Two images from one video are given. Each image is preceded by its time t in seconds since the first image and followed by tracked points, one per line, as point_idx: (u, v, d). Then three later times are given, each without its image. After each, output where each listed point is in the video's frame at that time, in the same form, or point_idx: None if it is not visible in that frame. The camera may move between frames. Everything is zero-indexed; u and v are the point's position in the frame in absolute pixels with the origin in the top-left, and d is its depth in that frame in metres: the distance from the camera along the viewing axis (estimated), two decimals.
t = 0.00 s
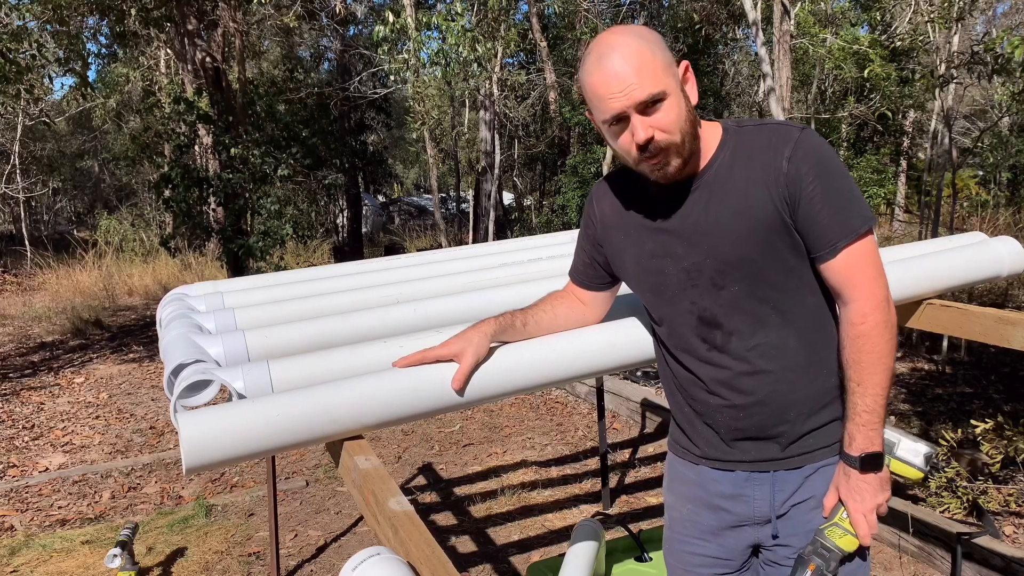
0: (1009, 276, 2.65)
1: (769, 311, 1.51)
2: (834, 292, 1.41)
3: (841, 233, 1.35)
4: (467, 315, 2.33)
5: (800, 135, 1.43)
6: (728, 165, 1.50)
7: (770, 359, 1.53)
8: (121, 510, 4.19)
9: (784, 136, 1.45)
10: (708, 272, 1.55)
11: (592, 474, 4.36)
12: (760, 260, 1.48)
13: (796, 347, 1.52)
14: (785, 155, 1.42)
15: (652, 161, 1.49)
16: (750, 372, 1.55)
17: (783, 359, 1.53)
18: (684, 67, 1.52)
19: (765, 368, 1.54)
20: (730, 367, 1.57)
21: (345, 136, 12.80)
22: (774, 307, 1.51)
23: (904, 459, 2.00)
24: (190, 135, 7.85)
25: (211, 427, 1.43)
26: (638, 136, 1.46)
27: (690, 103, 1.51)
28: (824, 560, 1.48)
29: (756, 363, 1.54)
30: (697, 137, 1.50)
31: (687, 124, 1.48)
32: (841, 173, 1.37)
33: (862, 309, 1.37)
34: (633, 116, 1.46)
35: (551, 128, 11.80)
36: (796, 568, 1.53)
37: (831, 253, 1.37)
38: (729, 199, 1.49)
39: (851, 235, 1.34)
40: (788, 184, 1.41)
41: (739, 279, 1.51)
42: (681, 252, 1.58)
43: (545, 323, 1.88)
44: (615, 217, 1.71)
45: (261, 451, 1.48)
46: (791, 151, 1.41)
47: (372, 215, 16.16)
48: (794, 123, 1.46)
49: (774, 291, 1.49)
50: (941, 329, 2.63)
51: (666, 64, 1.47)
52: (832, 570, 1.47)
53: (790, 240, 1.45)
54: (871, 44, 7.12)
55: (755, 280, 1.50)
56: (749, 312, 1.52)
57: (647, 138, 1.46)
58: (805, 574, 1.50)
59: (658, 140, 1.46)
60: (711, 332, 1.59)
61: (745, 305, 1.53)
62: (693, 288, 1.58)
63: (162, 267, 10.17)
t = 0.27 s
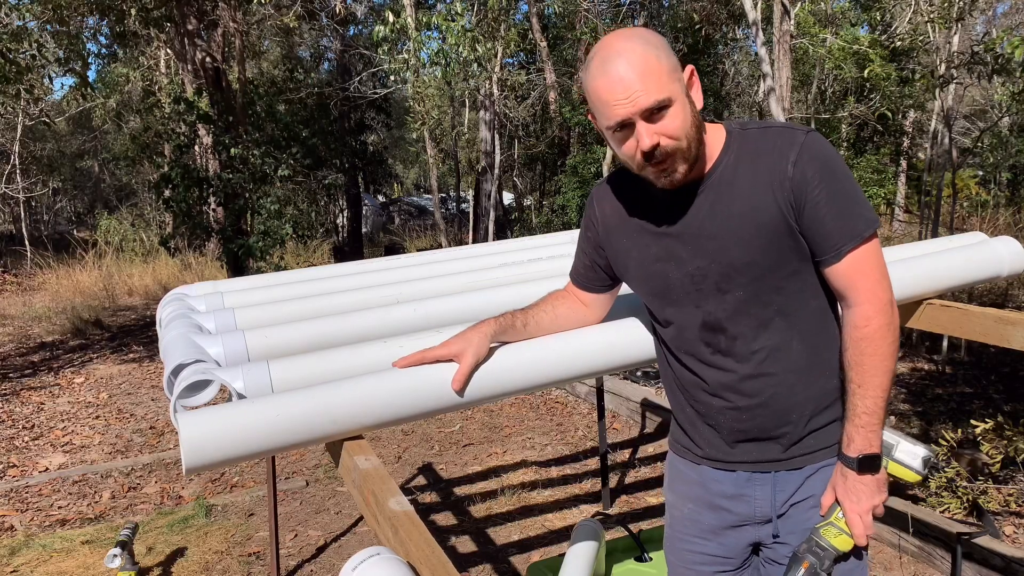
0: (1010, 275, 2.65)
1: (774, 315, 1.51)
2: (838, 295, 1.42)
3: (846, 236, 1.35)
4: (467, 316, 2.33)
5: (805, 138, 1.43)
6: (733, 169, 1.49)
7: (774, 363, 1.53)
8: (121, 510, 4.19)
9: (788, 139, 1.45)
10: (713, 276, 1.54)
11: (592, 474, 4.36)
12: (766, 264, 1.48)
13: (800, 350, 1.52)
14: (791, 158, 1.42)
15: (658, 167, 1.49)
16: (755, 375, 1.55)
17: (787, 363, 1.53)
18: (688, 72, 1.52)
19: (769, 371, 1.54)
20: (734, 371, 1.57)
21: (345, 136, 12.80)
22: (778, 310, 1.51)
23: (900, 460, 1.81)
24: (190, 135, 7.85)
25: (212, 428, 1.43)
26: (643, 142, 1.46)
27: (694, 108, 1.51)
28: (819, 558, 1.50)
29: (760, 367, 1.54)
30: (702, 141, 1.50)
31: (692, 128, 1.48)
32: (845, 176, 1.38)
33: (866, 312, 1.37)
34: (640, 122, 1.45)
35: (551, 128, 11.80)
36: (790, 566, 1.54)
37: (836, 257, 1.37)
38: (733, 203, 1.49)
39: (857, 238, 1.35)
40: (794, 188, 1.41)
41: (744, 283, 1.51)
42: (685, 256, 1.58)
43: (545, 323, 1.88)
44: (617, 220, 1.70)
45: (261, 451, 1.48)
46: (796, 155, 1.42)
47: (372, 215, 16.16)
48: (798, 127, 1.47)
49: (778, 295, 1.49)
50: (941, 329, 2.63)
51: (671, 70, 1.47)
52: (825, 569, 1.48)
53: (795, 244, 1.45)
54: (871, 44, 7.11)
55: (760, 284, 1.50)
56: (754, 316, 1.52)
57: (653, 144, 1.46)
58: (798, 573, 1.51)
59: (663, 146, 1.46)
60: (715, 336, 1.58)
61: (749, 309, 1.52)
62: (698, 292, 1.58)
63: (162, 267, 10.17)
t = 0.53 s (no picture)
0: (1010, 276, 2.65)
1: (777, 315, 1.51)
2: (843, 295, 1.42)
3: (851, 236, 1.36)
4: (466, 315, 2.33)
5: (808, 138, 1.43)
6: (737, 169, 1.49)
7: (779, 364, 1.53)
8: (121, 510, 4.19)
9: (791, 140, 1.45)
10: (717, 277, 1.54)
11: (592, 474, 4.36)
12: (770, 264, 1.48)
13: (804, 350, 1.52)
14: (795, 159, 1.42)
15: (660, 163, 1.49)
16: (759, 376, 1.55)
17: (792, 362, 1.53)
18: (692, 69, 1.52)
19: (773, 372, 1.53)
20: (739, 371, 1.57)
21: (345, 136, 12.79)
22: (782, 310, 1.51)
23: (905, 458, 1.93)
24: (190, 135, 7.85)
25: (212, 429, 1.43)
26: (646, 138, 1.46)
27: (698, 106, 1.51)
28: (830, 559, 1.49)
29: (765, 368, 1.54)
30: (705, 139, 1.50)
31: (696, 125, 1.47)
32: (849, 177, 1.38)
33: (872, 311, 1.37)
34: (642, 118, 1.45)
35: (551, 128, 11.79)
36: (802, 567, 1.54)
37: (840, 256, 1.38)
38: (738, 203, 1.48)
39: (861, 238, 1.35)
40: (799, 189, 1.41)
41: (748, 284, 1.51)
42: (688, 257, 1.57)
43: (546, 323, 1.88)
44: (619, 221, 1.69)
45: (262, 451, 1.48)
46: (801, 155, 1.42)
47: (372, 215, 16.16)
48: (801, 127, 1.47)
49: (782, 295, 1.49)
50: (941, 329, 2.63)
51: (674, 66, 1.47)
52: (837, 569, 1.48)
53: (800, 244, 1.45)
54: (871, 44, 7.11)
55: (764, 284, 1.50)
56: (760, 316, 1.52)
57: (655, 139, 1.45)
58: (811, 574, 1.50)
59: (666, 142, 1.46)
60: (719, 337, 1.58)
61: (754, 310, 1.52)
62: (702, 293, 1.57)
63: (162, 267, 10.17)
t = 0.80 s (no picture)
0: (1009, 275, 2.65)
1: (778, 315, 1.51)
2: (843, 294, 1.42)
3: (851, 235, 1.36)
4: (466, 315, 2.33)
5: (809, 138, 1.43)
6: (738, 169, 1.49)
7: (780, 364, 1.53)
8: (121, 510, 4.19)
9: (792, 140, 1.45)
10: (717, 277, 1.54)
11: (592, 474, 4.36)
12: (771, 264, 1.47)
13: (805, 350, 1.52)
14: (796, 159, 1.42)
15: (660, 164, 1.49)
16: (760, 376, 1.55)
17: (793, 362, 1.52)
18: (692, 70, 1.52)
19: (774, 371, 1.53)
20: (740, 371, 1.57)
21: (345, 136, 12.79)
22: (783, 310, 1.51)
23: (906, 457, 1.93)
24: (190, 135, 7.85)
25: (213, 429, 1.43)
26: (645, 139, 1.46)
27: (698, 106, 1.51)
28: (829, 559, 1.49)
29: (766, 368, 1.54)
30: (704, 139, 1.50)
31: (695, 126, 1.47)
32: (850, 176, 1.38)
33: (873, 311, 1.37)
34: (641, 119, 1.45)
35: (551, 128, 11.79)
36: (801, 567, 1.54)
37: (841, 256, 1.38)
38: (740, 203, 1.48)
39: (861, 237, 1.35)
40: (799, 189, 1.41)
41: (750, 284, 1.50)
42: (689, 257, 1.57)
43: (546, 324, 1.88)
44: (620, 221, 1.69)
45: (263, 451, 1.48)
46: (802, 155, 1.41)
47: (372, 215, 16.16)
48: (802, 127, 1.46)
49: (783, 295, 1.49)
50: (941, 329, 2.63)
51: (673, 66, 1.47)
52: (836, 569, 1.48)
53: (801, 244, 1.45)
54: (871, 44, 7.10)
55: (765, 284, 1.49)
56: (761, 316, 1.52)
57: (655, 140, 1.45)
58: (809, 573, 1.51)
59: (665, 143, 1.46)
60: (720, 337, 1.57)
61: (755, 310, 1.52)
62: (703, 293, 1.57)
63: (162, 267, 10.17)
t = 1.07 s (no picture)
0: (1010, 275, 2.65)
1: (778, 314, 1.51)
2: (843, 294, 1.42)
3: (851, 235, 1.36)
4: (466, 315, 2.33)
5: (810, 138, 1.43)
6: (739, 168, 1.49)
7: (779, 363, 1.53)
8: (121, 510, 4.19)
9: (793, 139, 1.45)
10: (717, 275, 1.54)
11: (592, 474, 4.36)
12: (772, 263, 1.47)
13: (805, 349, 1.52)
14: (797, 158, 1.42)
15: (660, 163, 1.49)
16: (760, 375, 1.55)
17: (793, 361, 1.52)
18: (694, 70, 1.52)
19: (774, 370, 1.53)
20: (740, 370, 1.57)
21: (345, 136, 12.79)
22: (783, 309, 1.51)
23: (906, 457, 1.93)
24: (190, 135, 7.86)
25: (213, 429, 1.43)
26: (645, 138, 1.46)
27: (699, 106, 1.51)
28: (829, 558, 1.50)
29: (766, 367, 1.54)
30: (705, 139, 1.50)
31: (696, 125, 1.47)
32: (851, 176, 1.38)
33: (873, 311, 1.37)
34: (642, 118, 1.45)
35: (551, 128, 11.79)
36: (801, 565, 1.55)
37: (841, 256, 1.38)
38: (740, 202, 1.48)
39: (862, 237, 1.35)
40: (800, 188, 1.41)
41: (750, 283, 1.50)
42: (689, 255, 1.57)
43: (546, 324, 1.88)
44: (621, 220, 1.69)
45: (264, 451, 1.48)
46: (802, 155, 1.41)
47: (372, 215, 16.16)
48: (803, 125, 1.46)
49: (783, 294, 1.49)
50: (942, 329, 2.63)
51: (674, 66, 1.47)
52: (836, 569, 1.48)
53: (801, 243, 1.45)
54: (871, 44, 7.10)
55: (766, 284, 1.50)
56: (761, 315, 1.52)
57: (655, 140, 1.46)
58: (809, 573, 1.51)
59: (666, 142, 1.46)
60: (720, 336, 1.57)
61: (755, 309, 1.52)
62: (703, 291, 1.57)
63: (162, 267, 10.17)
